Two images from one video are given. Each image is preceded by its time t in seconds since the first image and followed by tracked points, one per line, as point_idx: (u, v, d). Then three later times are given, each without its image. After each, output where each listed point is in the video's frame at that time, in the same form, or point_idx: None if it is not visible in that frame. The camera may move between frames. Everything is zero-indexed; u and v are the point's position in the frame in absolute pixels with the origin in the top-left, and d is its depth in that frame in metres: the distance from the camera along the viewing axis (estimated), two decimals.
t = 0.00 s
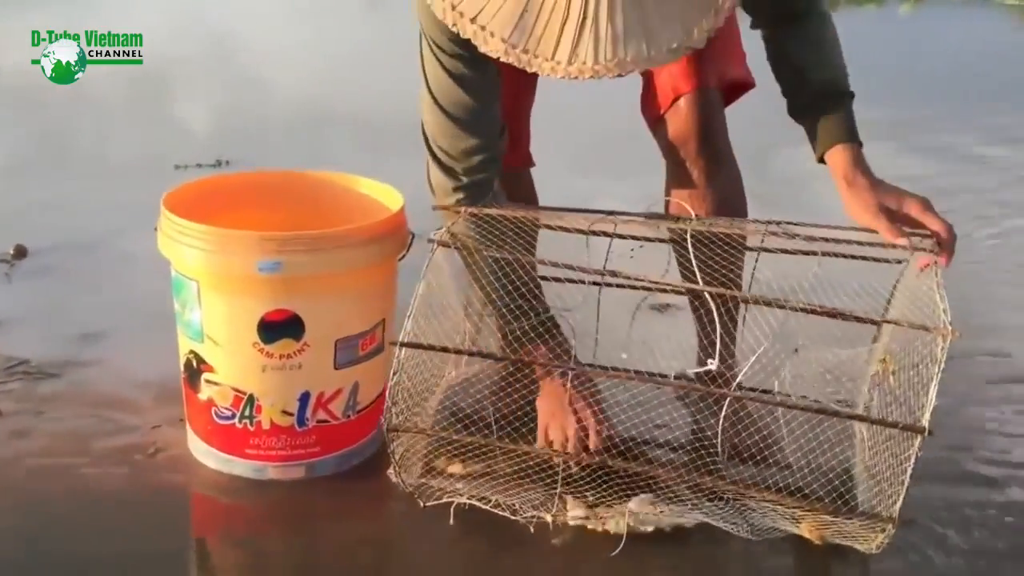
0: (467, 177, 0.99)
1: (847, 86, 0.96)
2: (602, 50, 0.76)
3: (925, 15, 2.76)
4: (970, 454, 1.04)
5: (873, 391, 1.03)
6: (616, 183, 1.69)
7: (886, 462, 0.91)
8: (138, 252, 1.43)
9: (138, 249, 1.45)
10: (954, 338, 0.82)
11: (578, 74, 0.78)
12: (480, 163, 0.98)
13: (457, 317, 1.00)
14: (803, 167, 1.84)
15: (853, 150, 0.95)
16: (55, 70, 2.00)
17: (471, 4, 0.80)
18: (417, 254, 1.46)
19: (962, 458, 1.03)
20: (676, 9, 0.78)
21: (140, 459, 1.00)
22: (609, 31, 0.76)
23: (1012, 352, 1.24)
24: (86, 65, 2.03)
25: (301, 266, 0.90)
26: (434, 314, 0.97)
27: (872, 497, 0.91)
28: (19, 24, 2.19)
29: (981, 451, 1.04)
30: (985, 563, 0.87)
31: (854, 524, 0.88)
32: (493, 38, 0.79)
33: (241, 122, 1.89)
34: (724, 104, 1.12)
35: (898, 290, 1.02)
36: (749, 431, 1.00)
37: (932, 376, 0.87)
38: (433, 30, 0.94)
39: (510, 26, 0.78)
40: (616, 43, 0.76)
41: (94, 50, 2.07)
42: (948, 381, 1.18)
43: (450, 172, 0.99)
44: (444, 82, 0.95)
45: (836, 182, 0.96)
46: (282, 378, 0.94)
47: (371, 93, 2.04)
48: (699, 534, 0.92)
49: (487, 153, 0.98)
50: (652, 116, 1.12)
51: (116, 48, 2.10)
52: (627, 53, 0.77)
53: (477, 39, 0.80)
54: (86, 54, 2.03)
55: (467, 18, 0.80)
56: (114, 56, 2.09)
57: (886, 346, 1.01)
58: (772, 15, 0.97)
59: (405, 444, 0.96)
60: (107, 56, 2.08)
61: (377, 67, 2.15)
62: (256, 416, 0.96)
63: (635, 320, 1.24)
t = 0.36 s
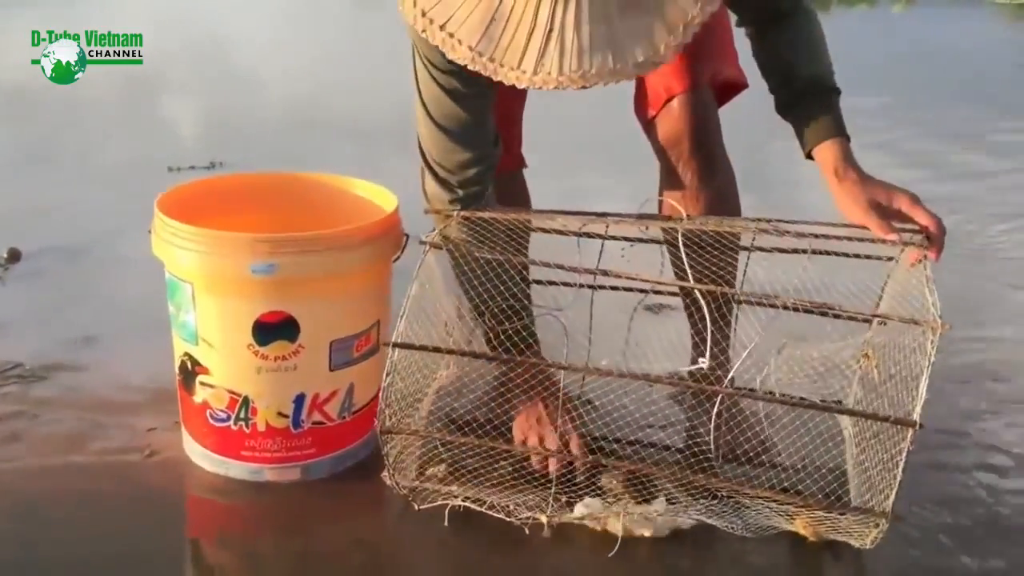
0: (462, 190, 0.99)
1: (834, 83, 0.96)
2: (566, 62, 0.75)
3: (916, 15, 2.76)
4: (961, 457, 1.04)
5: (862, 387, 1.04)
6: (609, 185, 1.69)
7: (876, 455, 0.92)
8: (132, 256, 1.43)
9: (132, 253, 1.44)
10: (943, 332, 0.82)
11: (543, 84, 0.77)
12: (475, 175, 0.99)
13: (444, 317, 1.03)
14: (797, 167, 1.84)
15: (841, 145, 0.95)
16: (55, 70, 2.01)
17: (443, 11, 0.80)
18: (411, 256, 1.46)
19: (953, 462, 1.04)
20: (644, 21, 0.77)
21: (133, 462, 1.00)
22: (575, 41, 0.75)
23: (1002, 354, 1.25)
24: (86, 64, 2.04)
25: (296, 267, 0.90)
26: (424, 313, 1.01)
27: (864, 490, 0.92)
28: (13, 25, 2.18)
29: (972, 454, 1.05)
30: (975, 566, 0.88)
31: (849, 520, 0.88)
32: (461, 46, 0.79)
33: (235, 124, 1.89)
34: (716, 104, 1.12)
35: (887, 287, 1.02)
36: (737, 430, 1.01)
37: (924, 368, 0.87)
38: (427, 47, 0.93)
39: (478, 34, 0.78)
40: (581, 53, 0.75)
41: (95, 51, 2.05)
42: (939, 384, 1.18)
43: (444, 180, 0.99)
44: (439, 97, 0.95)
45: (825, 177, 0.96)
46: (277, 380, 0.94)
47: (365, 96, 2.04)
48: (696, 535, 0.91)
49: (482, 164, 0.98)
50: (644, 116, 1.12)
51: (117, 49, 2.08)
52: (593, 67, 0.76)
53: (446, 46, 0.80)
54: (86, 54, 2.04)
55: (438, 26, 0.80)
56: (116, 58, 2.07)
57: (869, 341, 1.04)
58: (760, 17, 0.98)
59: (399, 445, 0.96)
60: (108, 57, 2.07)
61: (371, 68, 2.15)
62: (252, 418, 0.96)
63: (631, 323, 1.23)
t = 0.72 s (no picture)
0: (413, 150, 0.99)
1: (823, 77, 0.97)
2: (569, 63, 0.76)
3: (912, 16, 2.76)
4: (956, 458, 1.04)
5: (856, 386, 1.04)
6: (604, 185, 1.69)
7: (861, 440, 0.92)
8: (129, 259, 1.43)
9: (129, 256, 1.44)
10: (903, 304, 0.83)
11: (544, 83, 0.78)
12: (426, 139, 0.98)
13: (420, 297, 1.04)
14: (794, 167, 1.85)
15: (824, 141, 0.95)
16: (55, 70, 2.01)
17: (447, 1, 0.80)
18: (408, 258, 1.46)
19: (948, 463, 1.03)
20: (649, 24, 0.78)
21: (129, 466, 1.00)
22: (580, 43, 0.76)
23: (997, 355, 1.25)
24: (86, 64, 2.05)
25: (291, 270, 0.91)
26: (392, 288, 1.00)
27: (850, 470, 0.92)
28: (10, 27, 2.18)
29: (967, 455, 1.05)
30: (970, 566, 0.88)
31: (833, 499, 0.89)
32: (465, 38, 0.80)
33: (232, 127, 1.89)
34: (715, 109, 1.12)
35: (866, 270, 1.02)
36: (729, 422, 1.00)
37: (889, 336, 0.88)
38: (405, 3, 0.92)
39: (482, 28, 0.79)
40: (585, 56, 0.76)
41: (95, 51, 2.06)
42: (934, 385, 1.18)
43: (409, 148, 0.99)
44: (411, 58, 0.95)
45: (807, 170, 0.96)
46: (274, 384, 0.95)
47: (362, 98, 2.04)
48: (684, 523, 0.93)
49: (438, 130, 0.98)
50: (642, 118, 1.13)
51: (117, 49, 2.10)
52: (595, 70, 0.77)
53: (449, 37, 0.81)
54: (86, 54, 2.05)
55: (443, 15, 0.81)
56: (115, 57, 2.09)
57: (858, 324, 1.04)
58: (757, 13, 0.98)
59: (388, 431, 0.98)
60: (108, 57, 2.08)
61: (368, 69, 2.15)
62: (249, 421, 0.96)
63: (621, 325, 1.23)
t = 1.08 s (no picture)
0: (431, 167, 1.00)
1: (825, 82, 0.96)
2: (591, 63, 0.77)
3: (909, 16, 2.76)
4: (957, 459, 1.04)
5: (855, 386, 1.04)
6: (604, 186, 1.69)
7: (859, 438, 0.93)
8: (128, 262, 1.43)
9: (127, 259, 1.44)
10: (912, 305, 0.83)
11: (565, 85, 0.79)
12: (447, 156, 0.99)
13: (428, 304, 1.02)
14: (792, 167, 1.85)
15: (830, 145, 0.95)
16: (55, 70, 2.02)
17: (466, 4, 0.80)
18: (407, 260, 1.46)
19: (949, 464, 1.03)
20: (666, 26, 0.79)
21: (130, 469, 1.00)
22: (601, 43, 0.77)
23: (997, 357, 1.25)
24: (86, 65, 2.05)
25: (291, 273, 0.91)
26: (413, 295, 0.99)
27: (848, 469, 0.93)
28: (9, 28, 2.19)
29: (967, 456, 1.05)
30: (974, 568, 0.88)
31: (831, 500, 0.89)
32: (485, 42, 0.79)
33: (231, 129, 1.89)
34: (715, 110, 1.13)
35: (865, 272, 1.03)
36: (729, 425, 1.00)
37: (896, 343, 0.89)
38: (418, 19, 0.94)
39: (503, 31, 0.79)
40: (607, 57, 0.77)
41: (95, 51, 2.07)
42: (935, 386, 1.18)
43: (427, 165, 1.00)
44: (428, 73, 0.96)
45: (811, 174, 0.96)
46: (274, 385, 0.95)
47: (360, 100, 2.04)
48: (685, 523, 0.93)
49: (459, 146, 0.98)
50: (642, 118, 1.13)
51: (117, 50, 2.10)
52: (615, 71, 0.78)
53: (468, 39, 0.80)
54: (86, 54, 2.06)
55: (461, 18, 0.80)
56: (116, 57, 2.10)
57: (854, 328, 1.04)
58: (763, 15, 0.98)
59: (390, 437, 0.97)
60: (108, 57, 2.10)
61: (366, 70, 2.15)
62: (249, 423, 0.96)
63: (614, 319, 1.23)
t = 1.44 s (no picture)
0: (429, 171, 1.00)
1: (819, 86, 0.97)
2: (577, 39, 0.78)
3: (908, 18, 2.76)
4: (952, 462, 1.04)
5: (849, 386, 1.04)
6: (599, 188, 1.69)
7: (853, 440, 0.93)
8: (124, 267, 1.43)
9: (123, 264, 1.44)
10: (907, 313, 0.84)
11: (551, 60, 0.79)
12: (443, 160, 0.99)
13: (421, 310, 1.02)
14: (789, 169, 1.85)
15: (824, 150, 0.95)
16: (55, 70, 2.03)
17: None
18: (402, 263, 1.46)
19: (945, 467, 1.03)
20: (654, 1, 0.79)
21: (126, 474, 1.00)
22: (587, 21, 0.77)
23: (991, 358, 1.25)
24: (85, 65, 2.07)
25: (285, 278, 0.91)
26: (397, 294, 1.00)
27: (842, 474, 0.93)
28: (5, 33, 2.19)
29: (962, 460, 1.05)
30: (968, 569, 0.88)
31: (825, 505, 0.89)
32: (470, 20, 0.80)
33: (227, 132, 1.90)
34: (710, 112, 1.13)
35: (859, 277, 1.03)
36: (723, 427, 1.01)
37: (890, 347, 0.89)
38: (411, 23, 0.94)
39: (487, 9, 0.79)
40: (592, 33, 0.78)
41: (95, 51, 2.11)
42: (929, 388, 1.19)
43: (422, 168, 1.00)
44: (421, 76, 0.96)
45: (806, 178, 0.96)
46: (269, 390, 0.95)
47: (356, 104, 2.04)
48: (679, 526, 0.93)
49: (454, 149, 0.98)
50: (636, 120, 1.13)
51: (116, 49, 2.14)
52: (602, 46, 0.78)
53: (453, 19, 0.81)
54: (85, 54, 2.08)
55: None
56: (115, 57, 2.13)
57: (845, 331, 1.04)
58: (753, 19, 0.98)
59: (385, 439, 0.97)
60: (108, 57, 2.12)
61: (363, 74, 2.15)
62: (244, 427, 0.96)
63: (617, 320, 1.23)
